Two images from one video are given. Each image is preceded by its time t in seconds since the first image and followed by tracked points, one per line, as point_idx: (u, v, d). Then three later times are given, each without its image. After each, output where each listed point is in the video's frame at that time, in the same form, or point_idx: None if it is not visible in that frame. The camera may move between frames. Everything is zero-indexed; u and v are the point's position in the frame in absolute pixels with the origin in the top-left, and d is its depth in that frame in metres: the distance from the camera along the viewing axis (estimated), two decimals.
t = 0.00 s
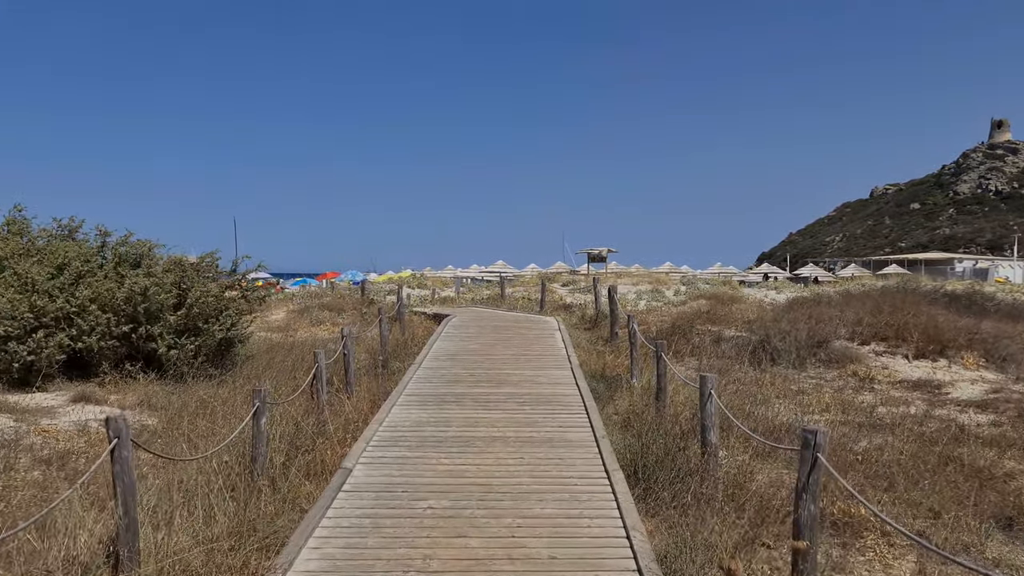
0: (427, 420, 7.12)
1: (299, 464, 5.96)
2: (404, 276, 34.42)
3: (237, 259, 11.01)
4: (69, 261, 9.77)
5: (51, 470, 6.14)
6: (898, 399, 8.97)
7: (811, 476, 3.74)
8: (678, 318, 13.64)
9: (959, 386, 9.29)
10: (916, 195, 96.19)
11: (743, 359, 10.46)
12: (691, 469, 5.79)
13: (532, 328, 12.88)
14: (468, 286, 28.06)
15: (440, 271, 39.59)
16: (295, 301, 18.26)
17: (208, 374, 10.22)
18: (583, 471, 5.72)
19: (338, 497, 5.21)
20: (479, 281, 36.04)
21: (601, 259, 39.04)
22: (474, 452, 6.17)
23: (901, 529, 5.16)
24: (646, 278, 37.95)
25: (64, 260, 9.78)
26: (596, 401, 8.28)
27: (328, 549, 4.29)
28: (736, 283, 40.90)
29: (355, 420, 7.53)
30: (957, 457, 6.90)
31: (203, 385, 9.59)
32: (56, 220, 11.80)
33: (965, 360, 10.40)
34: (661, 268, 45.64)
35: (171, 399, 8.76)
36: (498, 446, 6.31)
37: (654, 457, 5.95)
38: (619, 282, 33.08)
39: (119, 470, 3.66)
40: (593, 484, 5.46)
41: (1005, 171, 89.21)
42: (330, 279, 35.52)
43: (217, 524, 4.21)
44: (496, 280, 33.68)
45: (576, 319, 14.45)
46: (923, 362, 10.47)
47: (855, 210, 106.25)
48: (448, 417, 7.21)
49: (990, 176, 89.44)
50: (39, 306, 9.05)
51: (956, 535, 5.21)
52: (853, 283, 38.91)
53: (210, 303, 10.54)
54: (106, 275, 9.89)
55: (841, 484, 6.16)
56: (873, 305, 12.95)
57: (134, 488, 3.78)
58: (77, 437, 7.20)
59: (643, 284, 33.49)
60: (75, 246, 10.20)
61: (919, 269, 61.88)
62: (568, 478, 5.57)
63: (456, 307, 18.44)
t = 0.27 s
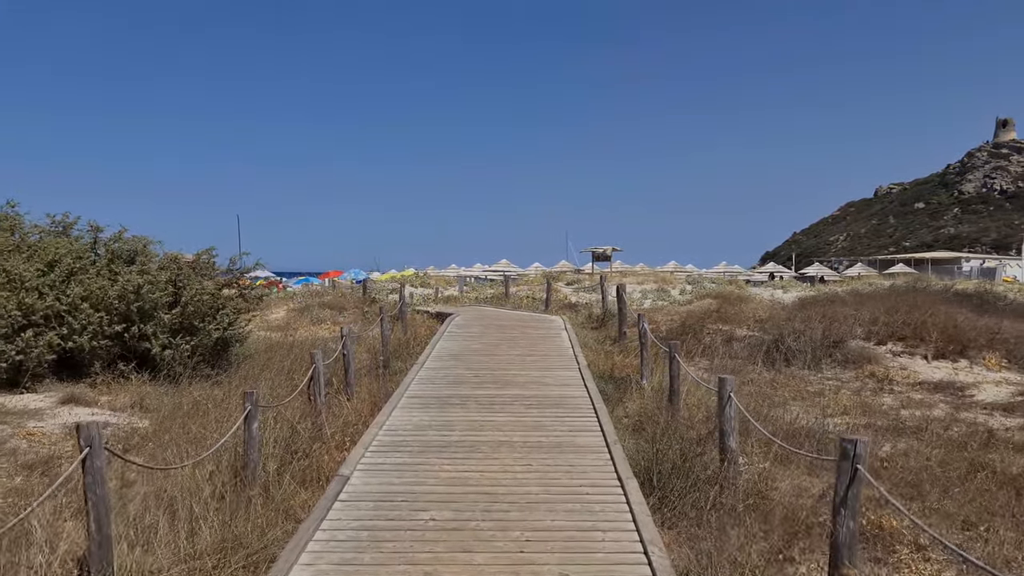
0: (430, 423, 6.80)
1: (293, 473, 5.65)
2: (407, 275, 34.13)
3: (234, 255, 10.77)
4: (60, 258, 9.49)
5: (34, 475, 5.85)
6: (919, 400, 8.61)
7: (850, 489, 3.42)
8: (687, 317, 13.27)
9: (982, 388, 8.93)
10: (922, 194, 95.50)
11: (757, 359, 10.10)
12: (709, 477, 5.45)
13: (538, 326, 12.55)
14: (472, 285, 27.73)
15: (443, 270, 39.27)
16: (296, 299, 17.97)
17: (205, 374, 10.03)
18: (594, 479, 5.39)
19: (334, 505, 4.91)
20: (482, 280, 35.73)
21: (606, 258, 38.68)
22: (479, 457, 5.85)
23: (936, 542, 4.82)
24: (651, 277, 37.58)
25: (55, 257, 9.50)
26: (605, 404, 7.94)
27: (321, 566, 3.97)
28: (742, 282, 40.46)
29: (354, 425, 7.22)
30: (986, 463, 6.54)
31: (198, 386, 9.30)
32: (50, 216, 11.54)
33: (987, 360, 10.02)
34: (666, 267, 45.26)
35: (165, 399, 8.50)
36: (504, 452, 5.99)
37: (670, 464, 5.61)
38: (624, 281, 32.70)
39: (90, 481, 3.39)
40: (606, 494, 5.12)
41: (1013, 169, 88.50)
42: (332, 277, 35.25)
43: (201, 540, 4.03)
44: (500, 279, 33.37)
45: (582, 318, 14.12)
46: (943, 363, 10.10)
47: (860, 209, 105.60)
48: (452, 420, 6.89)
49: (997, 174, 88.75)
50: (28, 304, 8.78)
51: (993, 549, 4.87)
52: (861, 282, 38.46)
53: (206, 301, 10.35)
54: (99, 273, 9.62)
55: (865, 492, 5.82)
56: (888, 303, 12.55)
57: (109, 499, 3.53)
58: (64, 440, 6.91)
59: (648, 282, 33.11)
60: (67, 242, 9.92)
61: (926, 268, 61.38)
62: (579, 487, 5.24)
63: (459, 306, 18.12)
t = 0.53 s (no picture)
0: (433, 434, 6.47)
1: (288, 489, 5.34)
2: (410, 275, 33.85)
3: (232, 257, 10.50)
4: (51, 258, 9.20)
5: (15, 489, 5.55)
6: (942, 407, 8.25)
7: (899, 517, 3.08)
8: (697, 320, 12.92)
9: (1007, 394, 8.57)
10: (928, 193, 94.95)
11: (771, 364, 9.76)
12: (730, 494, 5.11)
13: (544, 329, 12.22)
14: (475, 285, 27.42)
15: (445, 270, 38.97)
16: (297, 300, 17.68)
17: (201, 379, 9.75)
18: (608, 496, 5.05)
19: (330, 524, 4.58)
20: (485, 280, 35.43)
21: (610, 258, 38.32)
22: (485, 471, 5.52)
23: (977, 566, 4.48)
24: (656, 277, 37.22)
25: (46, 258, 9.21)
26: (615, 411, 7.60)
27: None
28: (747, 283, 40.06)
29: (353, 435, 6.91)
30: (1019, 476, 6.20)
31: (192, 391, 9.01)
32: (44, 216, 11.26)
33: (1010, 365, 9.65)
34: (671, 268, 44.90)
35: (158, 406, 8.21)
36: (511, 464, 5.66)
37: (687, 479, 5.27)
38: (629, 282, 32.37)
39: (60, 507, 3.09)
40: (621, 512, 4.79)
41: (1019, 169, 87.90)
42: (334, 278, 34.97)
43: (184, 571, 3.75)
44: (504, 279, 33.08)
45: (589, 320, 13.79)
46: (963, 367, 9.74)
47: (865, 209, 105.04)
48: (456, 430, 6.56)
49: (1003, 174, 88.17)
50: (17, 306, 8.49)
51: None
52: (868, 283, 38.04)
53: (202, 303, 10.08)
54: (91, 275, 9.33)
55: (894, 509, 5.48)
56: (904, 304, 12.17)
57: (81, 525, 3.24)
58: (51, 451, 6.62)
59: (653, 283, 32.73)
60: (59, 242, 9.63)
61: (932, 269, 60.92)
62: (592, 504, 4.90)
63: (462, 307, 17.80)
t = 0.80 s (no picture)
0: (430, 439, 6.16)
1: (275, 500, 5.03)
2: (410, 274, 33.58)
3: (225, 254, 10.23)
4: (37, 256, 8.92)
5: None
6: (961, 410, 7.92)
7: (945, 540, 2.80)
8: (703, 319, 12.60)
9: None
10: (931, 192, 94.50)
11: (780, 366, 9.44)
12: (746, 506, 4.80)
13: (546, 329, 11.90)
14: (476, 285, 27.13)
15: (446, 269, 38.65)
16: (295, 299, 17.40)
17: (192, 380, 9.48)
18: (616, 508, 4.74)
19: (318, 538, 4.28)
20: (487, 279, 35.19)
21: (612, 257, 38.03)
22: (485, 479, 5.20)
23: None
24: (658, 276, 36.89)
25: (32, 256, 8.94)
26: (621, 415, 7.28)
27: None
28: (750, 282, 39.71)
29: (347, 440, 6.60)
30: None
31: (183, 394, 8.73)
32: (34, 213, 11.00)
33: None
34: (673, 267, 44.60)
35: (146, 409, 7.91)
36: (512, 472, 5.35)
37: (700, 489, 4.96)
38: (632, 281, 32.06)
39: (12, 529, 2.81)
40: (631, 525, 4.47)
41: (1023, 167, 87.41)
42: (333, 277, 34.66)
43: None
44: (505, 278, 32.77)
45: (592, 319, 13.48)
46: (980, 369, 9.41)
47: (867, 208, 104.61)
48: (455, 435, 6.25)
49: (1007, 173, 87.74)
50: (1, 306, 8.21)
51: None
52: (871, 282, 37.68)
53: (194, 302, 9.81)
54: (78, 273, 9.05)
55: (918, 521, 5.17)
56: (916, 304, 11.83)
57: (36, 549, 2.96)
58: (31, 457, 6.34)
59: (656, 282, 32.38)
60: (46, 239, 9.36)
61: (936, 267, 60.47)
62: (599, 517, 4.58)
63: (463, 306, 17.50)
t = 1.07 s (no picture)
0: (427, 449, 5.83)
1: (260, 518, 4.70)
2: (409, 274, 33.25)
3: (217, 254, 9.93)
4: (20, 256, 8.61)
5: None
6: (981, 415, 7.59)
7: None
8: (708, 320, 12.26)
9: None
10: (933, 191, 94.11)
11: (791, 371, 9.10)
12: (765, 523, 4.48)
13: (548, 331, 11.57)
14: (476, 285, 26.80)
15: (445, 269, 38.32)
16: (291, 300, 17.07)
17: (182, 385, 9.17)
18: (626, 526, 4.41)
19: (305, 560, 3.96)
20: (487, 279, 34.88)
21: (613, 256, 37.70)
22: (485, 493, 4.87)
23: None
24: (660, 276, 36.55)
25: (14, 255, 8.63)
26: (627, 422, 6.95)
27: None
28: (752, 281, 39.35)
29: (340, 451, 6.26)
30: None
31: (170, 400, 8.41)
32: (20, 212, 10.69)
33: None
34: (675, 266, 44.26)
35: (132, 414, 7.59)
36: (514, 486, 5.02)
37: (715, 505, 4.64)
38: (634, 280, 31.71)
39: None
40: (642, 546, 4.15)
41: None
42: (332, 276, 34.34)
43: None
44: (505, 278, 32.43)
45: (595, 320, 13.16)
46: (998, 372, 9.07)
47: (869, 207, 104.21)
48: (453, 445, 5.92)
49: (1009, 171, 87.36)
50: None
51: None
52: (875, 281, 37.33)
53: (184, 303, 9.51)
54: (63, 274, 8.74)
55: (946, 538, 4.85)
56: (928, 304, 11.50)
57: None
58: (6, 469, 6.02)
59: (658, 282, 32.02)
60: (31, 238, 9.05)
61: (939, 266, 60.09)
62: (608, 536, 4.26)
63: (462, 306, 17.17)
